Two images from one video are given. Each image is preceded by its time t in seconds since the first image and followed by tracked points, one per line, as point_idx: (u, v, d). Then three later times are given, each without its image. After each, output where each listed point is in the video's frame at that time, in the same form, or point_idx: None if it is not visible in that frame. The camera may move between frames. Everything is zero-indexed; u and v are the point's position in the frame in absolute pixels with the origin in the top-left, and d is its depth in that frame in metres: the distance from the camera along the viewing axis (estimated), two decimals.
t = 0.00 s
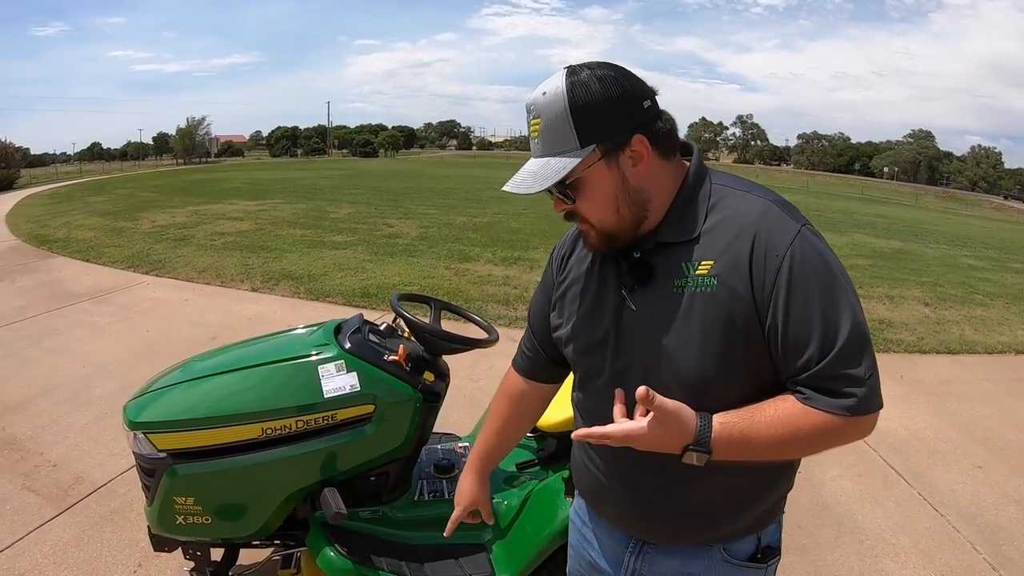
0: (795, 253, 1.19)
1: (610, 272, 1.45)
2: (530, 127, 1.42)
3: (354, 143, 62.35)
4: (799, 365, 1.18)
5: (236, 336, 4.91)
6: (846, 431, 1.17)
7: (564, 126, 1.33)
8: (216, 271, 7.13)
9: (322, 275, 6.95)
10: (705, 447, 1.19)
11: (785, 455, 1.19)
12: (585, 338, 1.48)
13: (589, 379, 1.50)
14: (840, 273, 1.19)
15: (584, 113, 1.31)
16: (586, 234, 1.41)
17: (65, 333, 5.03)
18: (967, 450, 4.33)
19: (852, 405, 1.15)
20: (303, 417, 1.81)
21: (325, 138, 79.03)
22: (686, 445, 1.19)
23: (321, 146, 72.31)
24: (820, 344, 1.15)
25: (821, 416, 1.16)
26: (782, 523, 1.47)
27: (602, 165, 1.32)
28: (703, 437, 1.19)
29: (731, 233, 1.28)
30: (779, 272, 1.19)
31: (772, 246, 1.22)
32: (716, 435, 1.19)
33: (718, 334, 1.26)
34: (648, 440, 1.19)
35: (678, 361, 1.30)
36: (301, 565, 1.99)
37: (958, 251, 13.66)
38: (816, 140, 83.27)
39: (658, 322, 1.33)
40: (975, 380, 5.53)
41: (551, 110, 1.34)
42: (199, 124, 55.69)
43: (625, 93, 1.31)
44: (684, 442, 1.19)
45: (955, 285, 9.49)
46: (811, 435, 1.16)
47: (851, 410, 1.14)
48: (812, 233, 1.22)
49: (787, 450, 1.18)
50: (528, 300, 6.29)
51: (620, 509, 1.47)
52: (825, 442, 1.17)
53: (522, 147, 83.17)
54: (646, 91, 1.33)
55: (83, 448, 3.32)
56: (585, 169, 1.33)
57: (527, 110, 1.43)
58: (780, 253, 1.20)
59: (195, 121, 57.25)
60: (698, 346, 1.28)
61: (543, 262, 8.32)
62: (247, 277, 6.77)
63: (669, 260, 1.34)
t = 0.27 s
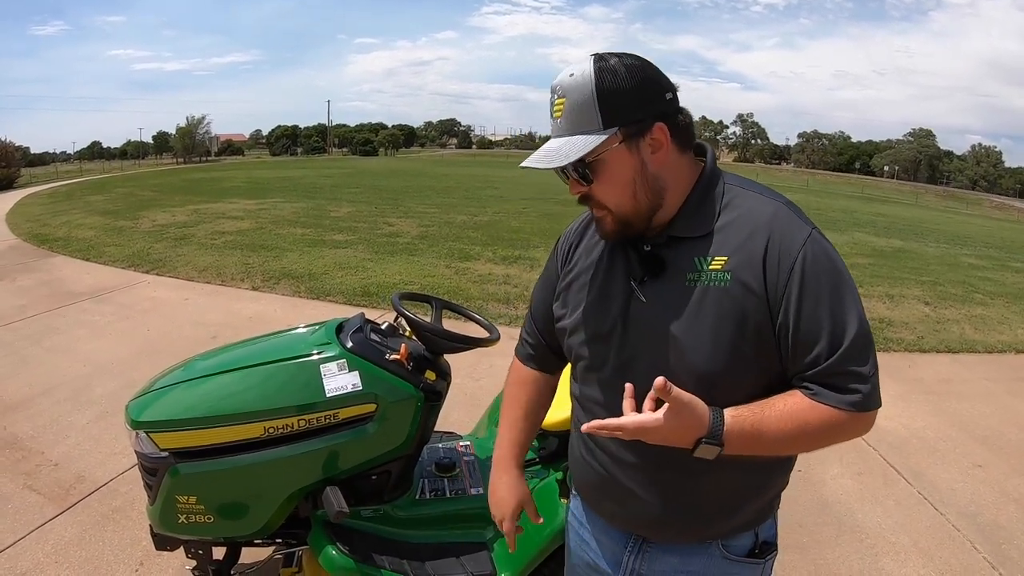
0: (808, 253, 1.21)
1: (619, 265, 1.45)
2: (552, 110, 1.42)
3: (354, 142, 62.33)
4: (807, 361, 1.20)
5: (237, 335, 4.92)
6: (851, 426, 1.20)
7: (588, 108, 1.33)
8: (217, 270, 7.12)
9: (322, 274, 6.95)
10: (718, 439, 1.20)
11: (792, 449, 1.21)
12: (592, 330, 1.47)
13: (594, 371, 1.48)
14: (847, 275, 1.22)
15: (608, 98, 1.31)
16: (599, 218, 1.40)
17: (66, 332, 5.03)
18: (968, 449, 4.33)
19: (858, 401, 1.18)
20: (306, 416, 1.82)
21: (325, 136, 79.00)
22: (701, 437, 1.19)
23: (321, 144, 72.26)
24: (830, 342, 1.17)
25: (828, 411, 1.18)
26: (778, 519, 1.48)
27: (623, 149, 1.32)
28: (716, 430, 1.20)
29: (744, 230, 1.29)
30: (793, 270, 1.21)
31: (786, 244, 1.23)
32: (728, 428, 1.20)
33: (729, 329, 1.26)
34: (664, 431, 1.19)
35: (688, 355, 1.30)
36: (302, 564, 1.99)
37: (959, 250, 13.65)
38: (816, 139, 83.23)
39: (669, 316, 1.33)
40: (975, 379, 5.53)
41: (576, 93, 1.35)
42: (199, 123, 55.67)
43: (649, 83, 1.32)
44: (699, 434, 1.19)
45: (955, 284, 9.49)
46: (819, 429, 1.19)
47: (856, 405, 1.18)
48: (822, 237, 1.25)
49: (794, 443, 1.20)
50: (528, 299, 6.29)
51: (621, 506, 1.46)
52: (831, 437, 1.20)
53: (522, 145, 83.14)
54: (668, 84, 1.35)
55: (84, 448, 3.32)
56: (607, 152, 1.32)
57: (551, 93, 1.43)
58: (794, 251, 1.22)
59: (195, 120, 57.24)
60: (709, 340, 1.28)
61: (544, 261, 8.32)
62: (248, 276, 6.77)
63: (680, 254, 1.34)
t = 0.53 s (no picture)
0: (808, 255, 1.23)
1: (621, 265, 1.45)
2: (559, 111, 1.42)
3: (353, 142, 62.33)
4: (807, 360, 1.21)
5: (236, 336, 4.92)
6: (849, 423, 1.21)
7: (595, 110, 1.33)
8: (216, 270, 7.13)
9: (322, 274, 6.96)
10: (723, 432, 1.20)
11: (792, 445, 1.22)
12: (593, 330, 1.47)
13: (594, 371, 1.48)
14: (846, 277, 1.24)
15: (614, 102, 1.32)
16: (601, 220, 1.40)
17: (65, 333, 5.03)
18: (966, 449, 4.34)
19: (857, 399, 1.19)
20: (306, 417, 1.82)
21: (324, 137, 78.98)
22: (706, 430, 1.19)
23: (319, 145, 72.23)
24: (830, 341, 1.19)
25: (828, 408, 1.19)
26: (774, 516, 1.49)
27: (629, 152, 1.33)
28: (719, 424, 1.20)
29: (745, 232, 1.30)
30: (794, 271, 1.22)
31: (788, 245, 1.25)
32: (732, 423, 1.20)
33: (730, 330, 1.27)
34: (669, 423, 1.18)
35: (689, 355, 1.31)
36: (302, 564, 2.00)
37: (957, 250, 13.68)
38: (814, 139, 83.33)
39: (671, 315, 1.34)
40: (973, 379, 5.55)
41: (584, 96, 1.35)
42: (197, 124, 55.64)
43: (654, 87, 1.33)
44: (704, 427, 1.19)
45: (953, 285, 9.51)
46: (818, 426, 1.20)
47: (855, 403, 1.19)
48: (822, 240, 1.27)
49: (795, 439, 1.21)
50: (527, 300, 6.30)
51: (621, 503, 1.46)
52: (830, 434, 1.21)
53: (521, 146, 83.17)
54: (672, 89, 1.36)
55: (84, 448, 3.33)
56: (613, 154, 1.33)
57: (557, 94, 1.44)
58: (795, 253, 1.23)
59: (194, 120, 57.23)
60: (710, 340, 1.29)
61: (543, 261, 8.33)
62: (247, 277, 6.78)
63: (682, 255, 1.35)
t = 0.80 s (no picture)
0: (809, 254, 1.24)
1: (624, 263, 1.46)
2: (597, 76, 1.39)
3: (351, 143, 62.33)
4: (806, 358, 1.22)
5: (234, 337, 4.92)
6: (849, 421, 1.21)
7: (644, 73, 1.35)
8: (214, 272, 7.13)
9: (320, 276, 6.96)
10: (727, 432, 1.18)
11: (792, 445, 1.22)
12: (595, 328, 1.47)
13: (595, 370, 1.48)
14: (845, 277, 1.25)
15: (661, 73, 1.37)
16: (638, 188, 1.38)
17: (63, 334, 5.03)
18: (963, 449, 4.35)
19: (857, 396, 1.20)
20: (305, 418, 1.83)
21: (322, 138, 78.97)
22: (710, 431, 1.18)
23: (317, 146, 72.21)
24: (830, 339, 1.19)
25: (829, 406, 1.20)
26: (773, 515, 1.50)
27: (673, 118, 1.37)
28: (723, 424, 1.18)
29: (748, 231, 1.31)
30: (795, 269, 1.23)
31: (789, 244, 1.26)
32: (735, 424, 1.19)
33: (733, 328, 1.28)
34: (673, 424, 1.17)
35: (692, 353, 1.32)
36: (301, 565, 2.00)
37: (954, 251, 13.72)
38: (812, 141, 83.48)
39: (673, 313, 1.34)
40: (970, 379, 5.57)
41: (634, 62, 1.37)
42: (195, 125, 55.61)
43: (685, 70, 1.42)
44: (708, 428, 1.18)
45: (950, 285, 9.53)
46: (818, 425, 1.20)
47: (854, 401, 1.19)
48: (822, 240, 1.28)
49: (796, 439, 1.21)
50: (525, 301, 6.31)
51: (621, 504, 1.46)
52: (831, 432, 1.21)
53: (519, 147, 83.23)
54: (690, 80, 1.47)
55: (83, 449, 3.33)
56: (662, 117, 1.35)
57: (590, 64, 1.42)
58: (797, 251, 1.24)
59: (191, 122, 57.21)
60: (713, 338, 1.30)
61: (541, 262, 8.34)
62: (245, 278, 6.78)
63: (686, 253, 1.36)
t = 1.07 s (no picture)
0: (808, 254, 1.27)
1: (624, 260, 1.45)
2: (625, 59, 1.43)
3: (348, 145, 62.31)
4: (805, 354, 1.23)
5: (233, 339, 4.92)
6: (845, 419, 1.23)
7: (668, 61, 1.43)
8: (211, 273, 7.12)
9: (318, 277, 6.96)
10: (726, 426, 1.19)
11: (789, 443, 1.23)
12: (593, 324, 1.46)
13: (593, 368, 1.46)
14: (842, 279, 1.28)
15: (680, 69, 1.46)
16: (661, 167, 1.39)
17: (61, 336, 5.02)
18: (960, 449, 4.36)
19: (854, 393, 1.22)
20: (304, 419, 1.83)
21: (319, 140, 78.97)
22: (711, 424, 1.18)
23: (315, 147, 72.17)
24: (828, 336, 1.21)
25: (825, 403, 1.21)
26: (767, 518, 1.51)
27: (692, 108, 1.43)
28: (722, 418, 1.19)
29: (750, 230, 1.33)
30: (795, 267, 1.25)
31: (789, 243, 1.28)
32: (734, 419, 1.20)
33: (733, 325, 1.29)
34: (674, 418, 1.18)
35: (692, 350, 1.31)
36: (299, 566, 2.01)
37: (951, 251, 13.76)
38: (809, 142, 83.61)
39: (674, 309, 1.33)
40: (967, 380, 5.58)
41: (658, 52, 1.43)
42: (192, 127, 55.56)
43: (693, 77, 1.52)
44: (708, 422, 1.18)
45: (947, 286, 9.55)
46: (815, 422, 1.21)
47: (851, 398, 1.21)
48: (820, 241, 1.31)
49: (793, 436, 1.22)
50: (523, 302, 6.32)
51: (618, 505, 1.46)
52: (828, 430, 1.22)
53: (516, 148, 83.29)
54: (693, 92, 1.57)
55: (81, 451, 3.32)
56: (682, 102, 1.41)
57: (616, 49, 1.46)
58: (797, 250, 1.27)
59: (188, 123, 57.16)
60: (714, 334, 1.30)
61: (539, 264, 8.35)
62: (243, 280, 6.78)
63: (688, 250, 1.36)
